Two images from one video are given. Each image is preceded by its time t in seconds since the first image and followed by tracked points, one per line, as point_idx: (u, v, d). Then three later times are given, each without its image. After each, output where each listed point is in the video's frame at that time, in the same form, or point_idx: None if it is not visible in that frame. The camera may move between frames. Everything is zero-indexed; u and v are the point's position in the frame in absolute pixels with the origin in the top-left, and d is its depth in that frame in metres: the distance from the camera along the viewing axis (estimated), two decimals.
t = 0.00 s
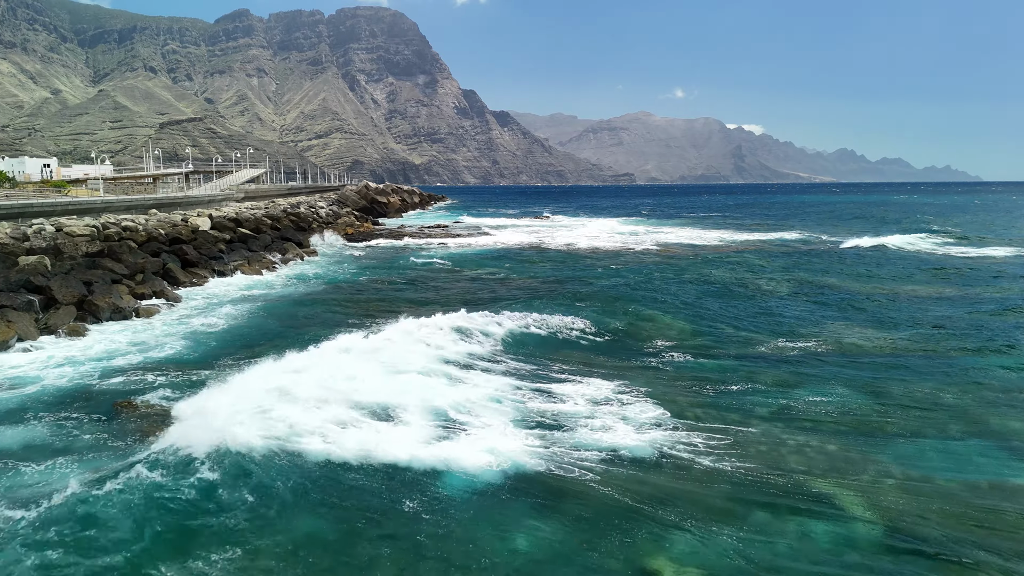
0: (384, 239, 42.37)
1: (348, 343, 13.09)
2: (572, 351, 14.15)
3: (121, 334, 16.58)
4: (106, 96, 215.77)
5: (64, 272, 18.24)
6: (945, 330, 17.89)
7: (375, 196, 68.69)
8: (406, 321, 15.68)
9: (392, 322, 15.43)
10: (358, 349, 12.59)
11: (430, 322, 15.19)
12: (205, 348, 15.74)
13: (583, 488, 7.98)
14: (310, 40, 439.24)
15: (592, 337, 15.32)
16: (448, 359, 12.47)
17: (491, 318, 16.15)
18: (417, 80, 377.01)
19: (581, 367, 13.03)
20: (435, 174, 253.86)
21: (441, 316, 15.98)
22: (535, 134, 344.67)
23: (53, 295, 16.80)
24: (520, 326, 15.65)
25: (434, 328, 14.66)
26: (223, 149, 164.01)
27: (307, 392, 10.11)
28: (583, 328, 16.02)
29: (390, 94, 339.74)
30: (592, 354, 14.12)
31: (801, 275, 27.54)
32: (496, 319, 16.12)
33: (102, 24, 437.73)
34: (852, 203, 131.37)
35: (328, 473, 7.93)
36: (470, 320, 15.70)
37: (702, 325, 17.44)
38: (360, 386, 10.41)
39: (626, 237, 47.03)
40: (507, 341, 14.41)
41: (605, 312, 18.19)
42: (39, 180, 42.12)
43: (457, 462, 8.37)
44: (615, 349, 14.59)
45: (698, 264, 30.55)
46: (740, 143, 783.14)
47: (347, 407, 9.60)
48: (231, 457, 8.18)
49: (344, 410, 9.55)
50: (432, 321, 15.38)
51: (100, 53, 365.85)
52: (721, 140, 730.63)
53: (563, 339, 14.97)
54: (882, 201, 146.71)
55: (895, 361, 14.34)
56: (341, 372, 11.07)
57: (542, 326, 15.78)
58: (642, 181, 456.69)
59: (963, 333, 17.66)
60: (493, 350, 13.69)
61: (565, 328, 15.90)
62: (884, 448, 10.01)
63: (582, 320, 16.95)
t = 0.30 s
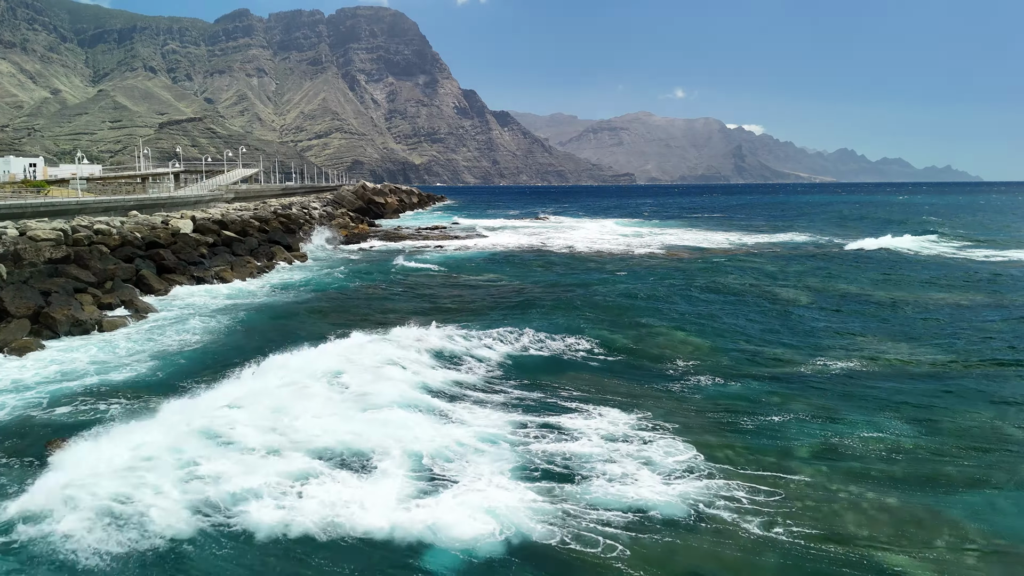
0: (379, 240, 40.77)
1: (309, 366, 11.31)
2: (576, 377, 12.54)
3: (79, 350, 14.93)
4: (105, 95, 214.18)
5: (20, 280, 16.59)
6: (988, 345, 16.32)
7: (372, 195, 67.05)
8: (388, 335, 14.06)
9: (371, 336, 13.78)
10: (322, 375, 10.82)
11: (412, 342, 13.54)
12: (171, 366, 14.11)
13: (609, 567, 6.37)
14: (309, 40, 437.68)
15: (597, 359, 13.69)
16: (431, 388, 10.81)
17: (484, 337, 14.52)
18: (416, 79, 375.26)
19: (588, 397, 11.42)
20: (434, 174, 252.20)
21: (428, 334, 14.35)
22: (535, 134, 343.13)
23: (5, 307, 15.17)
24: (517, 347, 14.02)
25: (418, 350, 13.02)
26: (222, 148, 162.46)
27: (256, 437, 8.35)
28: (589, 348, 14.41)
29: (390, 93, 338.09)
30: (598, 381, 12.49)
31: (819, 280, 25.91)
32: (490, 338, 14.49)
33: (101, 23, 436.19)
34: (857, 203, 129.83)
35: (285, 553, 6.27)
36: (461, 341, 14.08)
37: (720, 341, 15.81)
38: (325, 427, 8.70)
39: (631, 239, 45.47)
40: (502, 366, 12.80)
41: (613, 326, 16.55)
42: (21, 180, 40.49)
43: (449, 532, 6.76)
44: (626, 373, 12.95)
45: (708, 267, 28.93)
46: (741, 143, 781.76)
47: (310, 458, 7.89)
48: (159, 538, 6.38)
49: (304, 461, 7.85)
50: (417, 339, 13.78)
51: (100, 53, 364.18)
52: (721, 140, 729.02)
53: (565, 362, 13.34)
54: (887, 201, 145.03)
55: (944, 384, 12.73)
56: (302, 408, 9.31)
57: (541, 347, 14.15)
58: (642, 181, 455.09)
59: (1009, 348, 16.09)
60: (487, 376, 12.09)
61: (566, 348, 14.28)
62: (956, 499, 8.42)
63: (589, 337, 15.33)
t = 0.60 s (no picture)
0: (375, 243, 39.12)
1: (261, 398, 9.55)
2: (585, 407, 10.87)
3: (28, 371, 13.26)
4: (105, 95, 212.91)
5: None
6: None
7: (369, 196, 65.35)
8: (364, 353, 12.40)
9: (343, 354, 12.10)
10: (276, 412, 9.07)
11: (391, 368, 11.86)
12: (129, 389, 12.44)
13: None
14: (309, 41, 436.35)
15: (610, 384, 12.02)
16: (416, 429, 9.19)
17: (479, 360, 12.86)
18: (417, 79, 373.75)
19: (601, 433, 9.76)
20: (434, 174, 250.57)
21: (413, 356, 12.69)
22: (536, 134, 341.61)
23: None
24: (517, 373, 12.37)
25: (401, 377, 11.38)
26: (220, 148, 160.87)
27: (186, 505, 6.65)
28: (600, 373, 12.72)
29: (390, 93, 336.61)
30: (612, 410, 10.81)
31: (842, 287, 24.11)
32: (486, 361, 12.84)
33: (101, 23, 434.85)
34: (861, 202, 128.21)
35: None
36: (452, 365, 12.43)
37: (746, 363, 14.05)
38: (280, 487, 7.03)
39: (637, 240, 43.80)
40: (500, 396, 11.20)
41: (625, 344, 14.81)
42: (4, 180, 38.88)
43: None
44: (643, 401, 11.25)
45: (720, 271, 27.12)
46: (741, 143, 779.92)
47: (254, 535, 6.21)
48: None
49: (248, 540, 6.17)
50: (399, 363, 12.13)
51: (100, 52, 362.81)
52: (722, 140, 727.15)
53: (573, 390, 11.70)
54: (892, 201, 143.39)
55: (1015, 415, 10.94)
56: (251, 460, 7.62)
57: (544, 372, 12.47)
58: (643, 181, 453.21)
59: None
60: (484, 411, 10.43)
61: (573, 372, 12.60)
62: None
63: (600, 361, 13.58)
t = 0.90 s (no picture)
0: (370, 244, 37.50)
1: (196, 448, 7.93)
2: (601, 446, 9.29)
3: None
4: (104, 95, 211.47)
5: None
6: None
7: (366, 196, 63.68)
8: (331, 386, 10.71)
9: (304, 388, 10.42)
10: (213, 468, 7.45)
11: (368, 401, 10.26)
12: (73, 421, 10.78)
13: None
14: (309, 41, 434.83)
15: (627, 416, 10.42)
16: (398, 483, 7.64)
17: (474, 390, 11.28)
18: (417, 79, 372.22)
19: (621, 481, 8.18)
20: (434, 174, 248.97)
21: (394, 386, 11.05)
22: (536, 134, 340.26)
23: None
24: (517, 405, 10.79)
25: (379, 414, 9.79)
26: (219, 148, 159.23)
27: None
28: (616, 402, 11.15)
29: (390, 92, 334.93)
30: (634, 449, 9.22)
31: (867, 293, 22.38)
32: (482, 391, 11.25)
33: (101, 22, 433.67)
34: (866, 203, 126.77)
35: None
36: (441, 397, 10.83)
37: (776, 389, 12.37)
38: None
39: (642, 241, 42.19)
40: (502, 435, 9.64)
41: (638, 366, 13.15)
42: None
43: None
44: (669, 437, 9.65)
45: (734, 275, 25.39)
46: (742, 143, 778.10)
47: None
48: None
49: None
50: (376, 396, 10.49)
51: (100, 52, 361.35)
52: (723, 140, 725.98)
53: (585, 424, 10.12)
54: (896, 201, 141.84)
55: None
56: (178, 542, 6.03)
57: (551, 405, 10.89)
58: (643, 181, 451.88)
59: None
60: (480, 456, 8.86)
61: (582, 403, 11.02)
62: None
63: (613, 387, 11.92)
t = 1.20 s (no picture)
0: (365, 247, 35.91)
1: (109, 531, 6.33)
2: (624, 498, 7.72)
3: None
4: (104, 94, 210.07)
5: None
6: None
7: (364, 197, 61.97)
8: (291, 433, 8.98)
9: (256, 437, 8.68)
10: (124, 563, 5.86)
11: (338, 447, 8.68)
12: None
13: None
14: (309, 40, 433.18)
15: (652, 456, 8.88)
16: (386, 562, 6.14)
17: (471, 426, 9.77)
18: (417, 79, 370.66)
19: (655, 552, 6.60)
20: (434, 173, 247.26)
21: (370, 425, 9.45)
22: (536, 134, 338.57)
23: None
24: (520, 444, 9.28)
25: (352, 463, 8.24)
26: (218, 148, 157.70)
27: None
28: (639, 438, 9.57)
29: (390, 92, 333.30)
30: (669, 500, 7.66)
31: (896, 302, 20.68)
32: (480, 427, 9.76)
33: (101, 22, 432.21)
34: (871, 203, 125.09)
35: None
36: (430, 436, 9.35)
37: (814, 421, 10.73)
38: None
39: (648, 243, 40.58)
40: (504, 484, 8.08)
41: (656, 394, 11.49)
42: None
43: None
44: (708, 484, 8.10)
45: (750, 282, 23.69)
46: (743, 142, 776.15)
47: None
48: None
49: None
50: (350, 441, 8.86)
51: (100, 51, 359.86)
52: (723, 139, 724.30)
53: (606, 467, 8.55)
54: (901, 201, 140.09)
55: None
56: None
57: (562, 443, 9.33)
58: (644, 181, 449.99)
59: None
60: (479, 515, 7.29)
61: (598, 438, 9.51)
62: None
63: (634, 419, 10.35)
